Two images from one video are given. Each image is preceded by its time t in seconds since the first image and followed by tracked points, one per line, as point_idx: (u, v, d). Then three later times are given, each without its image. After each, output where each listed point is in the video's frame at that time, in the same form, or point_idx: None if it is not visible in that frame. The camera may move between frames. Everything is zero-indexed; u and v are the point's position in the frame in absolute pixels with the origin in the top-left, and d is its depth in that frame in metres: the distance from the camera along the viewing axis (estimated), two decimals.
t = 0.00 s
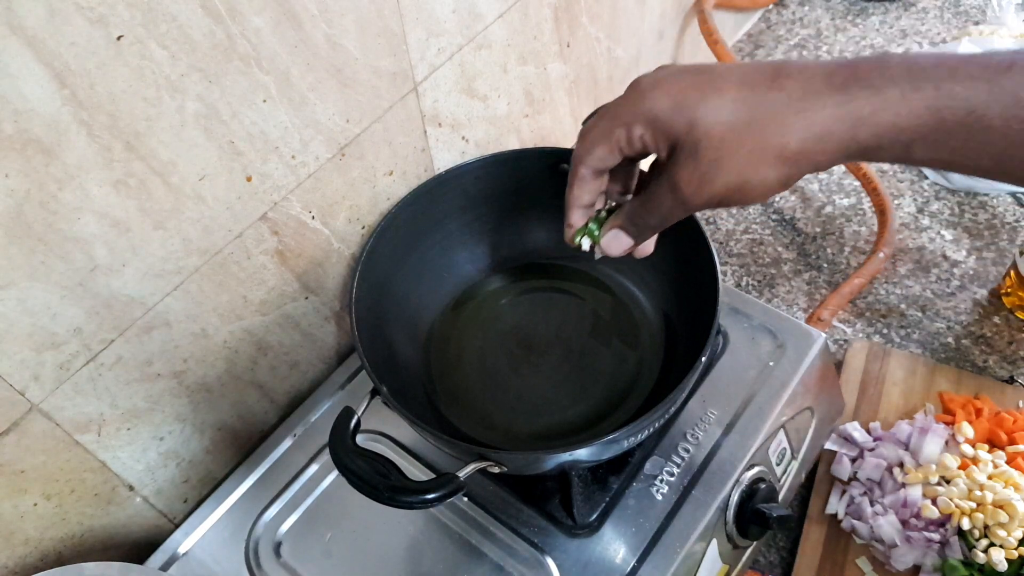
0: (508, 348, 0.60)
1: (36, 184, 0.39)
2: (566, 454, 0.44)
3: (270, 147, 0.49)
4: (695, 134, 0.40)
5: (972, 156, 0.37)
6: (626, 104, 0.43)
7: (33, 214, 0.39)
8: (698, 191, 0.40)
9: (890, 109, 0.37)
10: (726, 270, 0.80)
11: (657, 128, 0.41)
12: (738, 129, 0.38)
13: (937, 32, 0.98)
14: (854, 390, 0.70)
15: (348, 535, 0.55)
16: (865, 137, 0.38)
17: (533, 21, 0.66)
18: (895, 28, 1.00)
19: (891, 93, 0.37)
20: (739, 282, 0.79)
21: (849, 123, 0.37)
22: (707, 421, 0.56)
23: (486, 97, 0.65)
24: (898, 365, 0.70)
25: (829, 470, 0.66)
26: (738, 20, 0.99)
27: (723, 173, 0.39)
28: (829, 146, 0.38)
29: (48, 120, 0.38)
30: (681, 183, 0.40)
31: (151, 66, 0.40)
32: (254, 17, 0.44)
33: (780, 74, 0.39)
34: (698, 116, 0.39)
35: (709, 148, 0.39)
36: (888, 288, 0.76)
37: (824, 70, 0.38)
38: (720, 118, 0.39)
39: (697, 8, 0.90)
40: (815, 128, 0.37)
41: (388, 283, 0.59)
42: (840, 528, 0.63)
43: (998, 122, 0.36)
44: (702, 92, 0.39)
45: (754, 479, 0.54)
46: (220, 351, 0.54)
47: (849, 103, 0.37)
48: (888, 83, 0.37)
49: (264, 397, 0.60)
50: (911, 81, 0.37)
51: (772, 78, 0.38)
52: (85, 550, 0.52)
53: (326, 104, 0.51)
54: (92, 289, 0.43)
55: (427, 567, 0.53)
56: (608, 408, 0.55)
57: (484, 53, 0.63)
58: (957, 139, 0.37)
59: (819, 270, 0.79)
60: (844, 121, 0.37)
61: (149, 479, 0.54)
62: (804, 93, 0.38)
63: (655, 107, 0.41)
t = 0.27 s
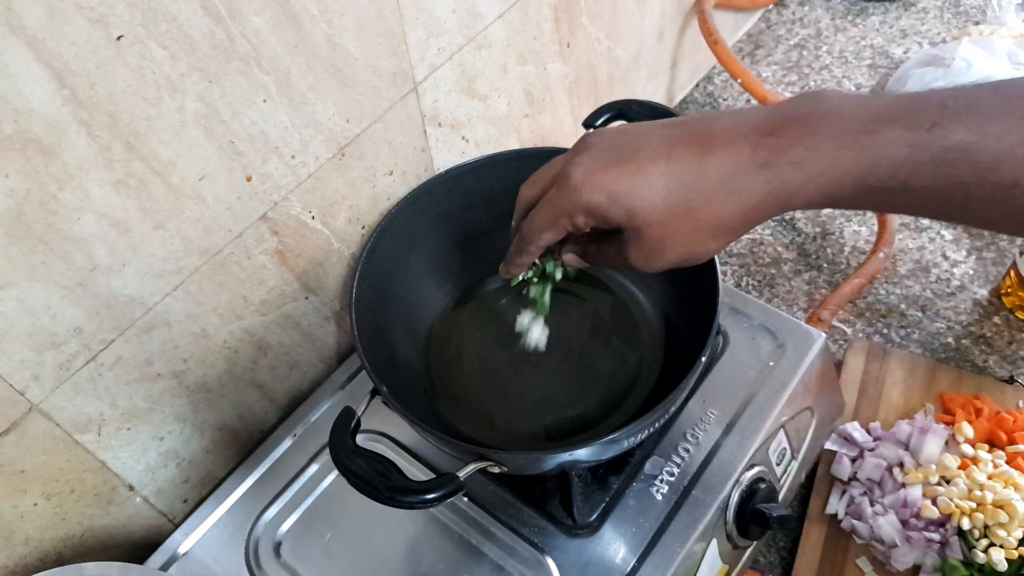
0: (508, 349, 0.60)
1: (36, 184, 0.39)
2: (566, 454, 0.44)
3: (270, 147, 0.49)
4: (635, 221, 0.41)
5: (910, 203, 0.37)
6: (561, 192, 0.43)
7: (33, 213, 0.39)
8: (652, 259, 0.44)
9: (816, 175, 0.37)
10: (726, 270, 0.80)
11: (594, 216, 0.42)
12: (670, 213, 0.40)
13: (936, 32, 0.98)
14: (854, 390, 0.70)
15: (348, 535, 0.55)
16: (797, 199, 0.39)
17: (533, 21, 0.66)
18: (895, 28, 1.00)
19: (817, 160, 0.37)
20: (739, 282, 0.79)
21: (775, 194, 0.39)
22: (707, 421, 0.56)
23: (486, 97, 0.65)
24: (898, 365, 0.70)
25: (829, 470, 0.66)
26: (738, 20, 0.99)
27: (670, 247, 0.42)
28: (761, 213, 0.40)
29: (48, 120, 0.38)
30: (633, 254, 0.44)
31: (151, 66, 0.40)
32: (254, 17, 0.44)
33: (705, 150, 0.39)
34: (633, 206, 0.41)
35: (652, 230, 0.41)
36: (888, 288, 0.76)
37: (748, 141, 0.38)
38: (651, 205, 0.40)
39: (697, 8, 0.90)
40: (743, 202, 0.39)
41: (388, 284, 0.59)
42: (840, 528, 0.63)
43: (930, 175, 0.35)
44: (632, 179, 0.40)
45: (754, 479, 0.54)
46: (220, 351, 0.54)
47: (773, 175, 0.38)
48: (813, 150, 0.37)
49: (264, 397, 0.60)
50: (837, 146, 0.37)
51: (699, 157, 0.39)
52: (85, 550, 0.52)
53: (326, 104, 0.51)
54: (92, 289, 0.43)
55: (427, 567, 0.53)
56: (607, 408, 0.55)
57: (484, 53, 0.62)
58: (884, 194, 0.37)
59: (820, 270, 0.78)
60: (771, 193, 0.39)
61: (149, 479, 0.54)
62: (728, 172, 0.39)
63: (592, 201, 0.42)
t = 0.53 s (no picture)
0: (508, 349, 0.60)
1: (36, 184, 0.39)
2: (565, 454, 0.44)
3: (270, 147, 0.49)
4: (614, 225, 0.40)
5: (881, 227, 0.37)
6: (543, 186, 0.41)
7: (33, 213, 0.39)
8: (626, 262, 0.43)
9: (791, 196, 0.37)
10: (726, 270, 0.80)
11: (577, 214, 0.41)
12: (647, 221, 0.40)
13: (936, 32, 0.98)
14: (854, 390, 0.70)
15: (348, 535, 0.55)
16: (772, 217, 0.39)
17: (533, 21, 0.66)
18: (894, 28, 1.00)
19: (791, 184, 0.37)
20: (739, 282, 0.79)
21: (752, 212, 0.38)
22: (707, 421, 0.56)
23: (486, 97, 0.65)
24: (898, 365, 0.70)
25: (829, 470, 0.66)
26: (738, 20, 0.99)
27: (644, 253, 0.42)
28: (738, 228, 0.40)
29: (48, 120, 0.38)
30: (610, 254, 0.43)
31: (151, 67, 0.40)
32: (254, 17, 0.44)
33: (684, 161, 0.38)
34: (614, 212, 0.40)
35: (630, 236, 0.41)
36: (888, 288, 0.76)
37: (726, 159, 0.38)
38: (629, 208, 0.39)
39: (697, 8, 0.90)
40: (720, 217, 0.39)
41: (388, 284, 0.59)
42: (840, 528, 0.63)
43: (899, 201, 0.35)
44: (616, 176, 0.39)
45: (754, 479, 0.54)
46: (220, 352, 0.54)
47: (749, 195, 0.38)
48: (789, 172, 0.37)
49: (264, 397, 0.60)
50: (810, 169, 0.36)
51: (677, 172, 0.38)
52: (85, 550, 0.52)
53: (326, 105, 0.51)
54: (92, 289, 0.43)
55: (427, 567, 0.53)
56: (607, 409, 0.55)
57: (484, 53, 0.62)
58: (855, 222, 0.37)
59: (819, 270, 0.78)
60: (746, 211, 0.38)
61: (149, 479, 0.54)
62: (709, 191, 0.38)
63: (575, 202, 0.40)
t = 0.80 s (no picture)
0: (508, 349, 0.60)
1: (37, 184, 0.39)
2: (565, 453, 0.44)
3: (270, 148, 0.49)
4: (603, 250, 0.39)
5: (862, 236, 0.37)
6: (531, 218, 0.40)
7: (33, 213, 0.39)
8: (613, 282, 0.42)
9: (774, 215, 0.37)
10: (726, 270, 0.80)
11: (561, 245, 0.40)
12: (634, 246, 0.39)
13: (935, 32, 0.98)
14: (854, 390, 0.70)
15: (348, 535, 0.55)
16: (757, 232, 0.38)
17: (533, 21, 0.66)
18: (894, 28, 1.00)
19: (773, 203, 0.36)
20: (738, 282, 0.79)
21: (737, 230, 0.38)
22: (707, 421, 0.56)
23: (486, 98, 0.66)
24: (898, 365, 0.71)
25: (828, 470, 0.66)
26: (738, 20, 0.99)
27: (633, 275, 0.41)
28: (723, 245, 0.39)
29: (49, 120, 0.38)
30: (599, 278, 0.42)
31: (152, 67, 0.40)
32: (254, 17, 0.44)
33: (663, 184, 0.37)
34: (602, 237, 0.38)
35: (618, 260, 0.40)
36: (887, 288, 0.76)
37: (705, 180, 0.37)
38: (615, 234, 0.38)
39: (697, 8, 0.90)
40: (703, 237, 0.38)
41: (388, 284, 0.59)
42: (839, 528, 0.63)
43: (877, 216, 0.35)
44: (597, 207, 0.38)
45: (754, 478, 0.54)
46: (221, 352, 0.54)
47: (730, 213, 0.37)
48: (769, 191, 0.36)
49: (264, 397, 0.60)
50: (789, 188, 0.35)
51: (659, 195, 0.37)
52: (85, 550, 0.52)
53: (326, 105, 0.51)
54: (92, 289, 0.43)
55: (427, 567, 0.53)
56: (607, 409, 0.56)
57: (484, 53, 0.63)
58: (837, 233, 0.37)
59: (819, 270, 0.79)
60: (731, 229, 0.38)
61: (149, 478, 0.54)
62: (692, 213, 0.37)
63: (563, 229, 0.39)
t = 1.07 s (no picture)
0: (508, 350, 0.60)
1: (37, 184, 0.39)
2: (565, 453, 0.44)
3: (270, 148, 0.49)
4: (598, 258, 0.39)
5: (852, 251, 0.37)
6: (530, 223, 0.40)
7: (33, 213, 0.39)
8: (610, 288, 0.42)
9: (763, 230, 0.36)
10: (726, 270, 0.80)
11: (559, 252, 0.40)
12: (625, 255, 0.39)
13: (935, 32, 0.98)
14: (854, 390, 0.70)
15: (348, 535, 0.55)
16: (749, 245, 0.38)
17: (533, 22, 0.66)
18: (894, 28, 1.00)
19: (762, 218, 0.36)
20: (739, 282, 0.79)
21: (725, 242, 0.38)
22: (707, 420, 0.56)
23: (486, 98, 0.66)
24: (898, 365, 0.71)
25: (828, 470, 0.66)
26: (738, 20, 0.99)
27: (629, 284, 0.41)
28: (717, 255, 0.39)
29: (49, 120, 0.38)
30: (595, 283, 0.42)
31: (152, 67, 0.40)
32: (254, 17, 0.44)
33: (653, 195, 0.37)
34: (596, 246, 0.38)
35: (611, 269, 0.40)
36: (887, 288, 0.76)
37: (694, 191, 0.37)
38: (604, 244, 0.38)
39: (697, 8, 0.90)
40: (696, 248, 0.38)
41: (388, 284, 0.59)
42: (839, 528, 0.63)
43: (863, 234, 0.34)
44: (593, 215, 0.38)
45: (754, 478, 0.54)
46: (221, 352, 0.54)
47: (721, 226, 0.37)
48: (757, 206, 0.36)
49: (265, 397, 0.60)
50: (777, 205, 0.35)
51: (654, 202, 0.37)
52: (85, 550, 0.52)
53: (327, 105, 0.51)
54: (93, 289, 0.43)
55: (427, 567, 0.53)
56: (607, 409, 0.56)
57: (484, 54, 0.63)
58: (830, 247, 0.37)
59: (819, 270, 0.79)
60: (722, 241, 0.38)
61: (149, 478, 0.54)
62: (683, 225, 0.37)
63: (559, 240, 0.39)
